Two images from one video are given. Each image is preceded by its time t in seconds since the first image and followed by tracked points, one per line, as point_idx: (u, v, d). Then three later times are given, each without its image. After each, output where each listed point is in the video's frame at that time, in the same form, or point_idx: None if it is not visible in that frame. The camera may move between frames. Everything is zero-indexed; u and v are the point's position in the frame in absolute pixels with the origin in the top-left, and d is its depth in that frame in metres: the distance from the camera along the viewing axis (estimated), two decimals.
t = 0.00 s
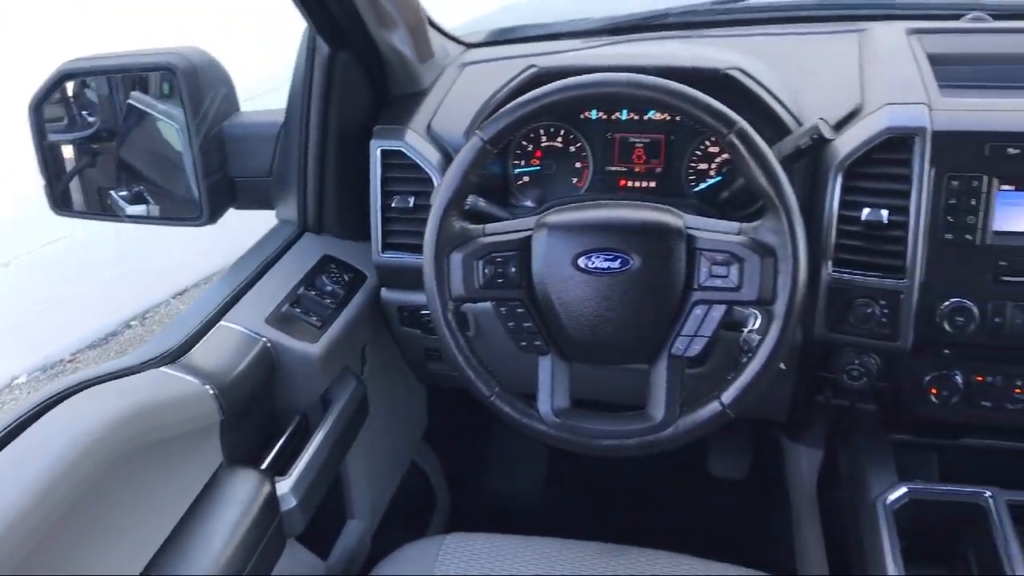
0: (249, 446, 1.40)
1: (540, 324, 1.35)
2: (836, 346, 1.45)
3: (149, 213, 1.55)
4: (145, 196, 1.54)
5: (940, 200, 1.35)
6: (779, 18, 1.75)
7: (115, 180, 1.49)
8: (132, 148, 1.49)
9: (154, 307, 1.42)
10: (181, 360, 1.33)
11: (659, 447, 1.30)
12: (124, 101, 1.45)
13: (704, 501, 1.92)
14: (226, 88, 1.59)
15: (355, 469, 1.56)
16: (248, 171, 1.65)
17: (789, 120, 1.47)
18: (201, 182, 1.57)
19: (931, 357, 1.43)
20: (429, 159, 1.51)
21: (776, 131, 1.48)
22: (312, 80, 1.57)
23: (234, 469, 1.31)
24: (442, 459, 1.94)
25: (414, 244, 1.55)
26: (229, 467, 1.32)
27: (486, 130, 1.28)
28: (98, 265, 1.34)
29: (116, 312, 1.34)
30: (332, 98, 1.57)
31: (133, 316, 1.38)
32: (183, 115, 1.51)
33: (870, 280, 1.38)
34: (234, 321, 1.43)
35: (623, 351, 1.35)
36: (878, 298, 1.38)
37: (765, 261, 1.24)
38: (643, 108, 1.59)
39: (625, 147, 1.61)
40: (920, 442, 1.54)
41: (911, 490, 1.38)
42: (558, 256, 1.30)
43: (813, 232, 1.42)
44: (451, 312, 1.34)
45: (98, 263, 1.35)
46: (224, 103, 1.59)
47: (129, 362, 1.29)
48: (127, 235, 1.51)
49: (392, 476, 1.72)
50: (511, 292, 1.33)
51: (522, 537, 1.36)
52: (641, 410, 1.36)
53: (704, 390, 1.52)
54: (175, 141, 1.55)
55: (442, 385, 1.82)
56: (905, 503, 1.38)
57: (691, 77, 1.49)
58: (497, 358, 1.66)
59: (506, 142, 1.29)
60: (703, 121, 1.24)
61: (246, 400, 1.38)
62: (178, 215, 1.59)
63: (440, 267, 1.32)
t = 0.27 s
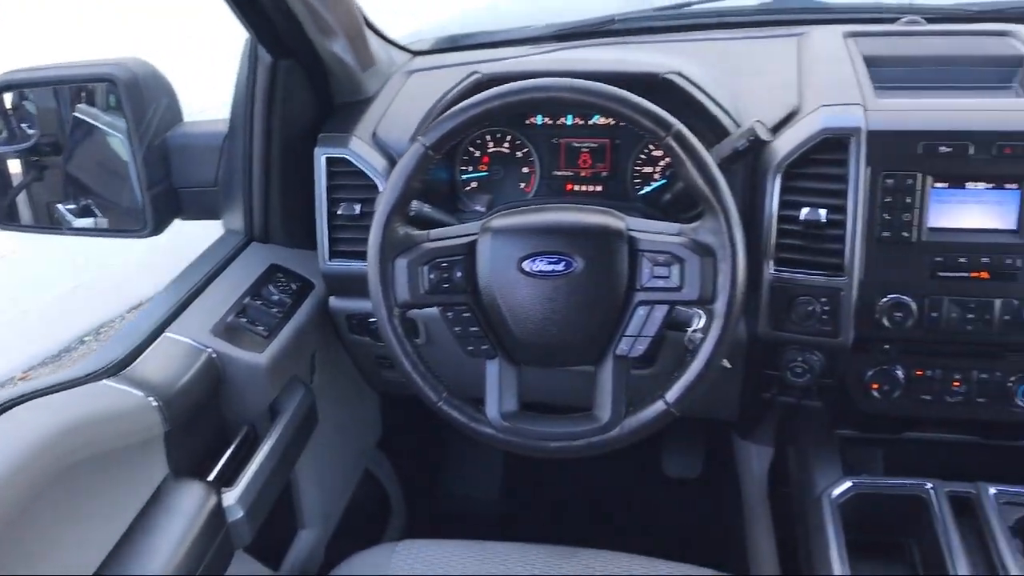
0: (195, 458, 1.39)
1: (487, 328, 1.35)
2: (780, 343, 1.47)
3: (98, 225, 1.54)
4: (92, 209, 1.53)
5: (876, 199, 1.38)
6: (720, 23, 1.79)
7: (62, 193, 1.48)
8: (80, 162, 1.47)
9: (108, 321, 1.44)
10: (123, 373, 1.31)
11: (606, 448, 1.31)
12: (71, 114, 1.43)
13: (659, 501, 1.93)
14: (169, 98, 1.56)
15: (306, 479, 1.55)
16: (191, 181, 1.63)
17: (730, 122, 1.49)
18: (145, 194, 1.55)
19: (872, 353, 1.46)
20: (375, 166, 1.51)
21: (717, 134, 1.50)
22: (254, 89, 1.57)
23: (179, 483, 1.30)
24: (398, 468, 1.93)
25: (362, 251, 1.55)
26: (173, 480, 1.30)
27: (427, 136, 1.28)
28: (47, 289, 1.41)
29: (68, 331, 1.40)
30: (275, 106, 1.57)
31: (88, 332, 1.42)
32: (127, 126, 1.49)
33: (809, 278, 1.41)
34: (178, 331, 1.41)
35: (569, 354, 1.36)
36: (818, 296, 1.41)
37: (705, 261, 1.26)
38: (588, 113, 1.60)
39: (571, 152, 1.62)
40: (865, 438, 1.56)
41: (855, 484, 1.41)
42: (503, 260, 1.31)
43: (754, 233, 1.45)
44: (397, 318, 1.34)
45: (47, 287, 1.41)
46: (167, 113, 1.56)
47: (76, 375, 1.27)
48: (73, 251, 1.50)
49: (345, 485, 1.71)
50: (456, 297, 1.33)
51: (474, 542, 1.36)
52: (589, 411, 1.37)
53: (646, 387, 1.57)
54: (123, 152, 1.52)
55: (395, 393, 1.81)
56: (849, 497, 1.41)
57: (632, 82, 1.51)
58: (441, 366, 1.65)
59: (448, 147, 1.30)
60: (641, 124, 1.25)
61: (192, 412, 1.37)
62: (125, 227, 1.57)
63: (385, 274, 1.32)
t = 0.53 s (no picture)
0: (140, 467, 1.37)
1: (435, 331, 1.35)
2: (728, 341, 1.49)
3: (44, 234, 1.49)
4: (39, 219, 1.47)
5: (819, 197, 1.40)
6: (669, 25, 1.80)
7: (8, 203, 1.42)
8: (26, 170, 1.42)
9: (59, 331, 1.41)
10: (66, 382, 1.28)
11: (555, 449, 1.31)
12: (16, 121, 1.37)
13: (617, 503, 1.93)
14: (114, 102, 1.53)
15: (257, 486, 1.53)
16: (138, 188, 1.60)
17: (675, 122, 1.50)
18: (89, 200, 1.51)
19: (818, 349, 1.48)
20: (322, 169, 1.50)
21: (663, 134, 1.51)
22: (199, 92, 1.55)
23: (122, 491, 1.28)
24: (353, 474, 1.91)
25: (310, 256, 1.54)
26: (117, 489, 1.28)
27: (372, 138, 1.28)
28: None
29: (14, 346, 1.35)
30: (220, 110, 1.56)
31: (41, 343, 1.39)
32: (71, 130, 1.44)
33: (756, 276, 1.42)
34: (122, 339, 1.39)
35: (517, 356, 1.35)
36: (764, 293, 1.43)
37: (650, 260, 1.27)
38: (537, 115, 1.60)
39: (520, 154, 1.62)
40: (815, 435, 1.57)
41: (805, 479, 1.42)
42: (450, 262, 1.30)
43: (701, 234, 1.47)
44: (345, 322, 1.33)
45: None
46: (110, 117, 1.53)
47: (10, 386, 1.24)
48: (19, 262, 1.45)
49: (298, 492, 1.70)
50: (404, 300, 1.32)
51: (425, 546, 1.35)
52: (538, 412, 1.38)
53: (594, 386, 1.59)
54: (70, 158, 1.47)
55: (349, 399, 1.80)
56: (798, 493, 1.42)
57: (579, 83, 1.51)
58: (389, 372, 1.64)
59: (393, 150, 1.29)
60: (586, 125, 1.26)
61: (137, 420, 1.34)
62: (68, 235, 1.52)
63: (331, 277, 1.32)
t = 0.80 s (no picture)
0: (93, 476, 1.35)
1: (391, 335, 1.34)
2: (685, 341, 1.50)
3: None
4: None
5: (772, 197, 1.41)
6: (625, 27, 1.82)
7: None
8: None
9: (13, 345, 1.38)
10: (15, 392, 1.26)
11: (512, 451, 1.31)
12: None
13: (581, 503, 1.94)
14: (65, 107, 1.52)
15: (214, 494, 1.51)
16: (90, 195, 1.58)
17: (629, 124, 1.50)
18: (40, 208, 1.48)
19: (774, 348, 1.49)
20: (277, 174, 1.50)
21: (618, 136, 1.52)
22: (152, 97, 1.54)
23: (74, 502, 1.26)
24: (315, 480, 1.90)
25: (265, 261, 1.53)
26: (69, 499, 1.26)
27: (325, 142, 1.27)
28: None
29: None
30: (173, 114, 1.55)
31: None
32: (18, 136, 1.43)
33: (712, 277, 1.44)
34: (74, 347, 1.37)
35: (475, 358, 1.35)
36: (719, 293, 1.44)
37: (605, 261, 1.28)
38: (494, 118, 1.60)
39: (478, 157, 1.62)
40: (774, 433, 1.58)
41: (762, 477, 1.43)
42: (405, 265, 1.30)
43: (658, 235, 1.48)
44: (300, 327, 1.32)
45: None
46: (62, 123, 1.52)
47: None
48: None
49: (258, 499, 1.68)
50: (359, 304, 1.32)
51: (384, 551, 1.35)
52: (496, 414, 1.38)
53: (551, 390, 1.60)
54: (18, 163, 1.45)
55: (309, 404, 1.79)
56: (756, 491, 1.43)
57: (536, 85, 1.51)
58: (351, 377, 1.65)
59: (347, 152, 1.28)
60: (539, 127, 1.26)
61: (90, 429, 1.32)
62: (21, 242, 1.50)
63: (285, 282, 1.31)
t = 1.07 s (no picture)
0: (47, 484, 1.33)
1: (347, 339, 1.34)
2: (642, 342, 1.51)
3: None
4: None
5: (727, 198, 1.43)
6: (583, 31, 1.83)
7: None
8: None
9: None
10: None
11: (469, 454, 1.31)
12: None
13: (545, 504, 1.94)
14: (17, 115, 1.51)
15: (172, 501, 1.50)
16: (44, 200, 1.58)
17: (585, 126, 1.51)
18: None
19: (730, 347, 1.50)
20: (234, 178, 1.49)
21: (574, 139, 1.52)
22: (105, 102, 1.53)
23: (26, 511, 1.24)
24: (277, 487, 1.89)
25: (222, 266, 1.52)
26: (20, 509, 1.24)
27: (278, 146, 1.27)
28: None
29: None
30: (127, 119, 1.53)
31: None
32: None
33: (669, 278, 1.45)
34: (27, 355, 1.36)
35: (432, 362, 1.35)
36: (675, 293, 1.46)
37: (560, 263, 1.28)
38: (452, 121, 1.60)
39: (437, 160, 1.62)
40: (732, 431, 1.59)
41: (720, 476, 1.45)
42: (361, 268, 1.29)
43: (616, 235, 1.49)
44: (255, 332, 1.32)
45: None
46: (13, 129, 1.52)
47: None
48: None
49: (219, 505, 1.67)
50: (314, 309, 1.31)
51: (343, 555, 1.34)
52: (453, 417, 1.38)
53: (511, 392, 1.62)
54: None
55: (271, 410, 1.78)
56: (713, 490, 1.44)
57: (493, 88, 1.52)
58: (313, 383, 1.66)
59: (301, 156, 1.28)
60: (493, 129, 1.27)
61: (42, 438, 1.31)
62: None
63: (240, 287, 1.30)
